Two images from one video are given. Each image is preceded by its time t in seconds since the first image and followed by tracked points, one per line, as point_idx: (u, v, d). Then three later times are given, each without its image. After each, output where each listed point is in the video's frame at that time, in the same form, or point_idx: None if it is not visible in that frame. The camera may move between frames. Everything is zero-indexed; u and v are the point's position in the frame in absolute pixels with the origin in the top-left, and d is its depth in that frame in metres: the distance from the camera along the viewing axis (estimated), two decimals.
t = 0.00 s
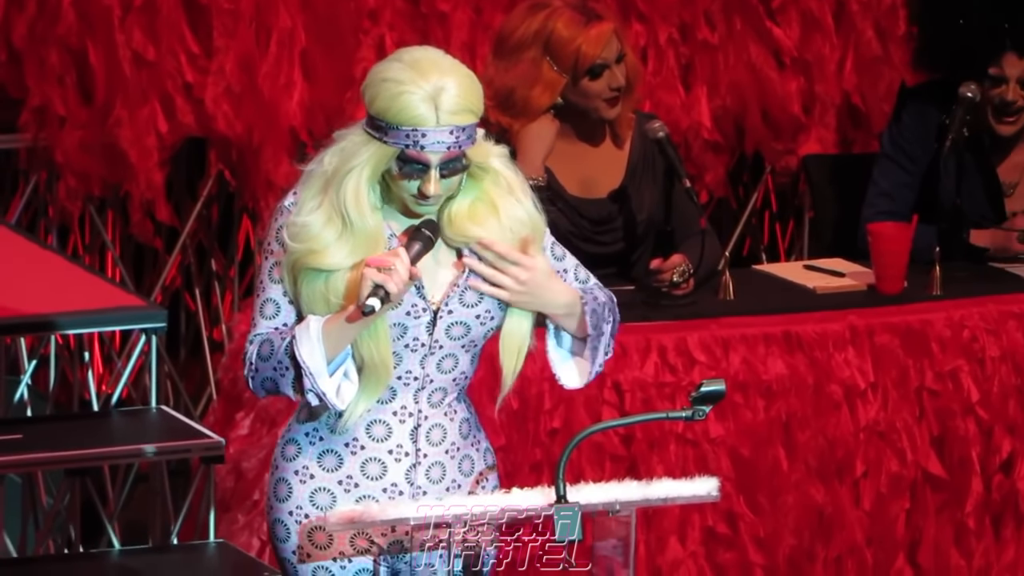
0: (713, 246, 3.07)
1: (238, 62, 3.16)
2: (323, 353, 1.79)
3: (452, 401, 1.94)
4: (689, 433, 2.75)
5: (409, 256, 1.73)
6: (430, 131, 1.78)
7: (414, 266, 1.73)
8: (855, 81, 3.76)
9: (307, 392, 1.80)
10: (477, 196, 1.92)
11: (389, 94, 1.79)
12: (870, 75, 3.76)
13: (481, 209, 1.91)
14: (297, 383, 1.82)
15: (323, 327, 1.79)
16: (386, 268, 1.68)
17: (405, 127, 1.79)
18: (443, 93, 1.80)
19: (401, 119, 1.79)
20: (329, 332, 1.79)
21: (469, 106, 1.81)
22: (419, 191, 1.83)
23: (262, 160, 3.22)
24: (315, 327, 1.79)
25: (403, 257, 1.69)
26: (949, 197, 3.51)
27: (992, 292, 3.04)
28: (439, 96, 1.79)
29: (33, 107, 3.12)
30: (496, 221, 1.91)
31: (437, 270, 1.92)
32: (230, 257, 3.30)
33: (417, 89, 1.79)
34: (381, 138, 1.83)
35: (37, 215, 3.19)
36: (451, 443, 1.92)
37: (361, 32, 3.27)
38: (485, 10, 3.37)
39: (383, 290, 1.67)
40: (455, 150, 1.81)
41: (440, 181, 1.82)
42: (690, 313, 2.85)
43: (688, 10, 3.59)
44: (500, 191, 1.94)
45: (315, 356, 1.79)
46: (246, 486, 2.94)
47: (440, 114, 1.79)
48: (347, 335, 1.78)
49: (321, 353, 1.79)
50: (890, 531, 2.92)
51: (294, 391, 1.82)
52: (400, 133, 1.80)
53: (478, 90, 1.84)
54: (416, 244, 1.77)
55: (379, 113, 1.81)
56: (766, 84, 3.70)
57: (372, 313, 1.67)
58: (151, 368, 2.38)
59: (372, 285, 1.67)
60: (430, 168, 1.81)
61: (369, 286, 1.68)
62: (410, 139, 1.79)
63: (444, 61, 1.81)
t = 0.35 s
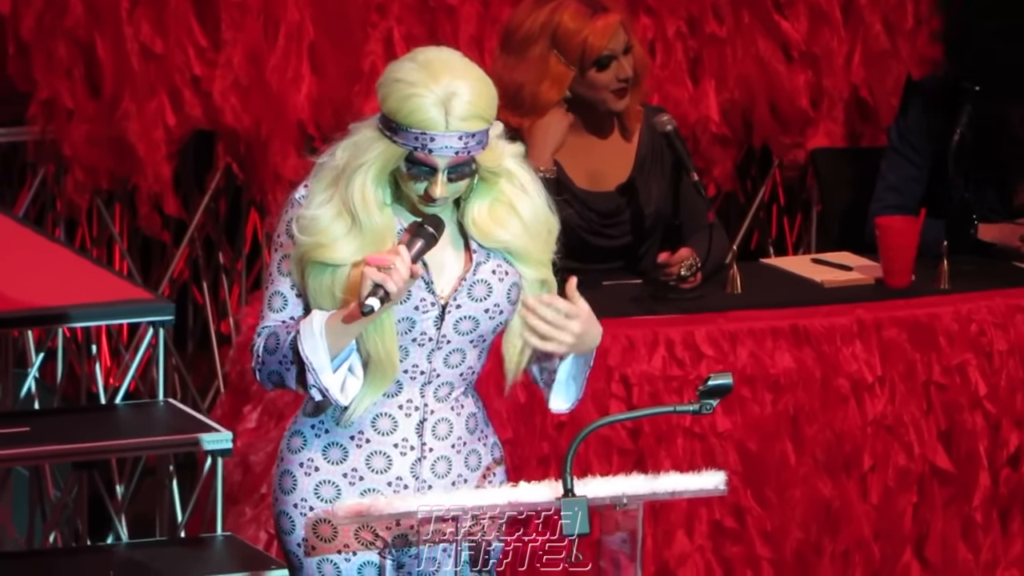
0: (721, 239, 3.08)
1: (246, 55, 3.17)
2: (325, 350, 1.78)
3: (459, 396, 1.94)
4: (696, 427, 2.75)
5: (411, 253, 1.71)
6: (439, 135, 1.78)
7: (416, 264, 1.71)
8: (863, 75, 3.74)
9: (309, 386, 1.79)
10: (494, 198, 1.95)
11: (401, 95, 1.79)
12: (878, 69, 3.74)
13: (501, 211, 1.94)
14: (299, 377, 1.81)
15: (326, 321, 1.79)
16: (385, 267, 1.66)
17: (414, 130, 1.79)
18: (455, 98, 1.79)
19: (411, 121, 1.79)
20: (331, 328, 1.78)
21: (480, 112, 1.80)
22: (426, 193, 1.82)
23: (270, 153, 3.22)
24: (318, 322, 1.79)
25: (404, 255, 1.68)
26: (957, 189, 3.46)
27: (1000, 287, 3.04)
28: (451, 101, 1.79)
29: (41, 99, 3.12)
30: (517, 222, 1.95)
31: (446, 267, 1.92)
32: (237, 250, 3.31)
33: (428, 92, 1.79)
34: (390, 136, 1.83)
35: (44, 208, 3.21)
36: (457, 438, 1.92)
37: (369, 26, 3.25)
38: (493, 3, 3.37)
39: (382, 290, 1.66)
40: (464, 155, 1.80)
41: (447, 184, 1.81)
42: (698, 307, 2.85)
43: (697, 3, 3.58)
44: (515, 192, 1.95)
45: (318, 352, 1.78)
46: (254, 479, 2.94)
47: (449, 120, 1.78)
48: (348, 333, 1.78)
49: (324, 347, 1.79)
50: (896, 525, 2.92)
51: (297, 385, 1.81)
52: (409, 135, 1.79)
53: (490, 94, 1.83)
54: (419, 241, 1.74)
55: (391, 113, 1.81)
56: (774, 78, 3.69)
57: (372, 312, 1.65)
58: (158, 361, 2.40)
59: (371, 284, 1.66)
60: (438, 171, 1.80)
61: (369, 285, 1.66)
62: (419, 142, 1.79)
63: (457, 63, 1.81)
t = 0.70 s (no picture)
0: (727, 230, 3.08)
1: (252, 47, 3.16)
2: (335, 337, 1.79)
3: (464, 379, 1.95)
4: (702, 419, 2.75)
5: (424, 241, 1.72)
6: (460, 122, 1.79)
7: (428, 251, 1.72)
8: (868, 67, 3.74)
9: (318, 374, 1.80)
10: (498, 182, 1.96)
11: (420, 81, 1.80)
12: (884, 61, 3.74)
13: (504, 195, 1.95)
14: (308, 364, 1.82)
15: (336, 310, 1.80)
16: (399, 257, 1.67)
17: (435, 117, 1.79)
18: (475, 84, 1.80)
19: (431, 108, 1.79)
20: (342, 317, 1.79)
21: (498, 99, 1.82)
22: (442, 179, 1.84)
23: (276, 145, 3.21)
24: (328, 310, 1.80)
25: (417, 245, 1.68)
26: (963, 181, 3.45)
27: (1005, 278, 3.04)
28: (471, 87, 1.80)
29: (47, 90, 3.12)
30: (520, 206, 1.95)
31: (456, 258, 1.93)
32: (243, 241, 3.32)
33: (448, 78, 1.79)
34: (408, 123, 1.83)
35: (50, 199, 3.25)
36: (465, 422, 1.93)
37: (375, 18, 3.24)
38: None
39: (396, 279, 1.67)
40: (482, 142, 1.82)
41: (463, 170, 1.83)
42: (705, 299, 2.85)
43: None
44: (520, 177, 1.97)
45: (327, 339, 1.79)
46: (260, 470, 2.92)
47: (471, 106, 1.80)
48: (359, 321, 1.78)
49: (333, 336, 1.79)
50: (902, 517, 2.92)
51: (305, 372, 1.82)
52: (429, 122, 1.80)
53: (506, 82, 1.85)
54: (430, 230, 1.74)
55: (409, 100, 1.81)
56: (780, 71, 3.68)
57: (386, 301, 1.66)
58: (164, 352, 2.41)
59: (386, 273, 1.67)
60: (455, 158, 1.82)
61: (384, 274, 1.67)
62: (440, 129, 1.80)
63: (475, 50, 1.82)
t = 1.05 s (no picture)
0: (734, 218, 3.07)
1: (259, 34, 3.17)
2: (340, 321, 1.78)
3: (478, 358, 1.96)
4: (707, 407, 2.76)
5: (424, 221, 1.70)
6: (454, 100, 1.79)
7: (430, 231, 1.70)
8: (875, 56, 3.72)
9: (325, 358, 1.79)
10: (497, 157, 1.95)
11: (413, 62, 1.80)
12: (890, 50, 3.72)
13: (504, 170, 1.94)
14: (315, 350, 1.81)
15: (341, 294, 1.79)
16: (400, 237, 1.66)
17: (429, 96, 1.80)
18: (467, 61, 1.81)
19: (425, 87, 1.80)
20: (347, 300, 1.78)
21: (492, 75, 1.82)
22: (439, 157, 1.84)
23: (282, 133, 3.22)
24: (333, 294, 1.78)
25: (418, 224, 1.67)
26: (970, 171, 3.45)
27: (1011, 268, 3.04)
28: (463, 65, 1.80)
29: (54, 77, 3.13)
30: (521, 179, 1.95)
31: (456, 231, 1.93)
32: (249, 229, 3.32)
33: (440, 56, 1.80)
34: (402, 104, 1.84)
35: (57, 186, 3.24)
36: (482, 402, 1.94)
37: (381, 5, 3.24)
38: None
39: (398, 260, 1.66)
40: (478, 118, 1.82)
41: (460, 148, 1.84)
42: (711, 287, 2.85)
43: None
44: (519, 152, 1.95)
45: (333, 324, 1.78)
46: (265, 458, 2.83)
47: (463, 83, 1.80)
48: (364, 302, 1.78)
49: (340, 320, 1.78)
50: (908, 506, 2.92)
51: (313, 358, 1.82)
52: (424, 102, 1.81)
53: (499, 58, 1.84)
54: (431, 209, 1.74)
55: (402, 81, 1.82)
56: (787, 60, 3.68)
57: (389, 282, 1.64)
58: (170, 340, 2.41)
59: (388, 254, 1.66)
60: (452, 136, 1.82)
61: (385, 255, 1.66)
62: (434, 108, 1.80)
63: (467, 29, 1.82)
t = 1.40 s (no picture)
0: (733, 215, 3.09)
1: (259, 30, 3.16)
2: (348, 311, 1.79)
3: (495, 354, 1.95)
4: (707, 404, 2.75)
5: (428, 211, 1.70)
6: (461, 90, 1.82)
7: (433, 219, 1.70)
8: (875, 53, 3.71)
9: (332, 349, 1.80)
10: (512, 152, 1.96)
11: (421, 52, 1.83)
12: (890, 47, 3.72)
13: (518, 164, 1.95)
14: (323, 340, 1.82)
15: (348, 285, 1.79)
16: (401, 226, 1.67)
17: (437, 86, 1.82)
18: (475, 52, 1.83)
19: (433, 78, 1.82)
20: (354, 289, 1.79)
21: (501, 65, 1.84)
22: (450, 149, 1.85)
23: (282, 129, 3.21)
24: (340, 285, 1.79)
25: (420, 213, 1.68)
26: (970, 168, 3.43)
27: (1011, 265, 3.04)
28: (471, 55, 1.82)
29: (53, 73, 3.13)
30: (534, 175, 1.95)
31: (465, 224, 1.92)
32: (249, 225, 3.32)
33: (448, 47, 1.82)
34: (412, 95, 1.86)
35: (56, 181, 3.26)
36: (497, 398, 1.93)
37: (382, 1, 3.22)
38: None
39: (399, 248, 1.67)
40: (487, 109, 1.84)
41: (471, 140, 1.84)
42: (711, 284, 2.85)
43: None
44: (535, 148, 1.97)
45: (340, 314, 1.79)
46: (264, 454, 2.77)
47: (471, 74, 1.82)
48: (369, 292, 1.79)
49: (347, 310, 1.79)
50: (907, 503, 2.92)
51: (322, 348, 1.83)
52: (432, 92, 1.83)
53: (510, 51, 1.87)
54: (437, 200, 1.72)
55: (411, 72, 1.84)
56: (787, 57, 3.67)
57: (389, 271, 1.66)
58: (169, 335, 2.40)
59: (388, 242, 1.67)
60: (462, 127, 1.84)
61: (386, 243, 1.67)
62: (442, 98, 1.82)
63: (475, 20, 1.84)
